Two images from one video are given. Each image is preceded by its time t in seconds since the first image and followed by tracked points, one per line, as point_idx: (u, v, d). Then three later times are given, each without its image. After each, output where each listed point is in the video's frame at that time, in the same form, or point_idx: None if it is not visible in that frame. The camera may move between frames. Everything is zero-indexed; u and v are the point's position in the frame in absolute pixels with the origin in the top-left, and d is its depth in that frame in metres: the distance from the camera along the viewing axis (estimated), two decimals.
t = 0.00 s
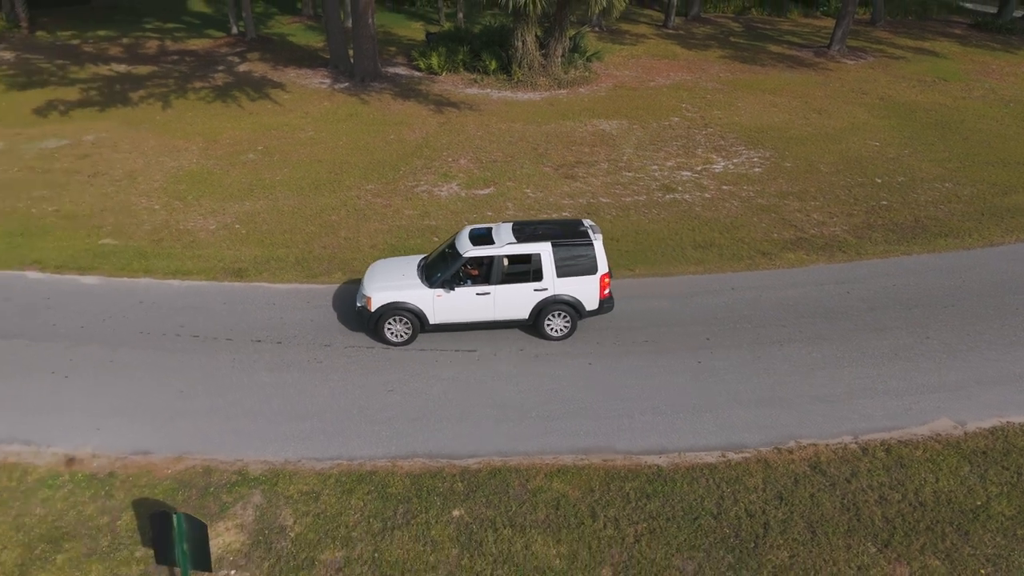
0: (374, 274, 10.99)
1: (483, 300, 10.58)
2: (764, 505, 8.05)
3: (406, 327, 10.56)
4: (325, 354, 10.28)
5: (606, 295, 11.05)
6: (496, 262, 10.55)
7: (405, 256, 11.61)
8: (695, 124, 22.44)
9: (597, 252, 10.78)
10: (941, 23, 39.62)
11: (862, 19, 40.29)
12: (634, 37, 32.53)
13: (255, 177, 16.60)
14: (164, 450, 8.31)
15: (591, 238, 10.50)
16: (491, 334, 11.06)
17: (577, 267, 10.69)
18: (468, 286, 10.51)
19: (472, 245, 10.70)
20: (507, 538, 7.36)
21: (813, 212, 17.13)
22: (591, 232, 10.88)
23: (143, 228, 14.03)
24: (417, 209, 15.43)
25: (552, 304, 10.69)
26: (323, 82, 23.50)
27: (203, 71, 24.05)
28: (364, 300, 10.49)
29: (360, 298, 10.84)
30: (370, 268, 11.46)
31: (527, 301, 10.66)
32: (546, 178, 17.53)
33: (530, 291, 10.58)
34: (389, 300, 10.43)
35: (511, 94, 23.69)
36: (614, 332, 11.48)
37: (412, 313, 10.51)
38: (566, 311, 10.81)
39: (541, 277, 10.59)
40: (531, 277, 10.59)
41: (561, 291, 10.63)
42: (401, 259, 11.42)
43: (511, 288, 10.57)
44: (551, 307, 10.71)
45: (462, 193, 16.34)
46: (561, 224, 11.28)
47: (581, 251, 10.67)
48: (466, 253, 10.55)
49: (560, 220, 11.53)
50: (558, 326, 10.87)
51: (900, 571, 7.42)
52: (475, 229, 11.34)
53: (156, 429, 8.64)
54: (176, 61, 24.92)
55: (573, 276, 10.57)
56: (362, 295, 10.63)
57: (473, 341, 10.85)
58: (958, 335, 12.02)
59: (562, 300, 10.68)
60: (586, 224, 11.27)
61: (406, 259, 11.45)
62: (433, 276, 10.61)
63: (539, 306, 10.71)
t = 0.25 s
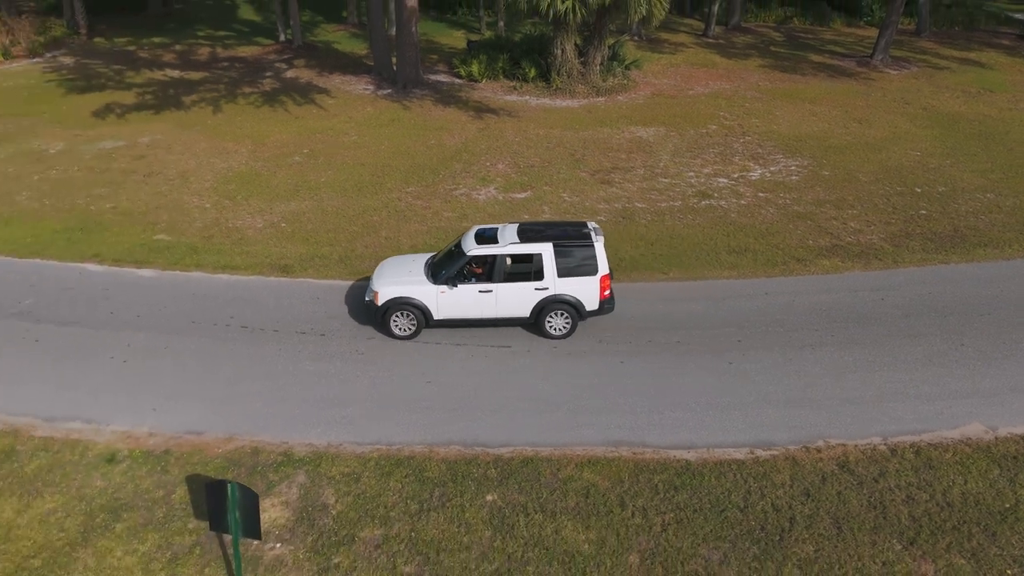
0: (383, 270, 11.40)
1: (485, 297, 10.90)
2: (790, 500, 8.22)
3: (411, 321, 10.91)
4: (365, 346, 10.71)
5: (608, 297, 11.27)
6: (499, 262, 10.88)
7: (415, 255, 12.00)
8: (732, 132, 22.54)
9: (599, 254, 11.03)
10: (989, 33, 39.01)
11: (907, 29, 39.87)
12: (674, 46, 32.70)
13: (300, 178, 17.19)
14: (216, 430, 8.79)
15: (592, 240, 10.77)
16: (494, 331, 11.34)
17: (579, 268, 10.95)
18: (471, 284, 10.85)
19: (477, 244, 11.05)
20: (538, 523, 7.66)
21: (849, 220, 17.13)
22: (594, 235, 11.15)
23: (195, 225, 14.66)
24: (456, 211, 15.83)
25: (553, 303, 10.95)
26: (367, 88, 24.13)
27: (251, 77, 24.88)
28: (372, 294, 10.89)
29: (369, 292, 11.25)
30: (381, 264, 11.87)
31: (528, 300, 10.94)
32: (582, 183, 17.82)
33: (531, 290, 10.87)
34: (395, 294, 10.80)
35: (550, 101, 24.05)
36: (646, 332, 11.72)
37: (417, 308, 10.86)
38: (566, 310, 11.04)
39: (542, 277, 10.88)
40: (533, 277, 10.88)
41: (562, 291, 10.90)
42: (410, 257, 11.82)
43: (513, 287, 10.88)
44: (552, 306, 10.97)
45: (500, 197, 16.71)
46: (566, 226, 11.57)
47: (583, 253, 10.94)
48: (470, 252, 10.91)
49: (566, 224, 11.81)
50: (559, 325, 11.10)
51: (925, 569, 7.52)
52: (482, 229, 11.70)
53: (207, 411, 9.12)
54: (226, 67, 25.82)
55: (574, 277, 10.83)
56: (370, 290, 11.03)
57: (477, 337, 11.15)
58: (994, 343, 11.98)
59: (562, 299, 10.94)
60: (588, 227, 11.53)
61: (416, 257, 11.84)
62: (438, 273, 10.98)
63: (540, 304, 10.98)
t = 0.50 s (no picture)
0: (390, 271, 11.80)
1: (485, 299, 11.22)
2: (812, 500, 8.39)
3: (414, 321, 11.28)
4: (398, 345, 11.10)
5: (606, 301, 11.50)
6: (499, 264, 11.20)
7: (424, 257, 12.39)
8: (765, 144, 22.65)
9: (596, 259, 11.27)
10: None
11: (946, 44, 39.53)
12: (708, 59, 32.89)
13: (340, 185, 17.72)
14: (259, 420, 9.23)
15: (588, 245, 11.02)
16: (495, 332, 11.65)
17: (577, 273, 11.20)
18: (472, 285, 11.18)
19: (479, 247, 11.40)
20: (565, 514, 7.93)
21: (882, 233, 17.15)
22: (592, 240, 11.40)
23: (239, 228, 15.24)
24: (490, 218, 16.21)
25: (551, 306, 11.22)
26: (404, 100, 24.73)
27: (294, 88, 25.65)
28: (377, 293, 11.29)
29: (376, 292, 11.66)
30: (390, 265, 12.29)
31: (526, 302, 11.23)
32: (614, 193, 18.10)
33: (529, 292, 11.16)
34: (399, 294, 11.19)
35: (583, 112, 24.41)
36: (673, 337, 11.95)
37: (419, 307, 11.23)
38: (564, 313, 11.29)
39: (540, 280, 11.16)
40: (532, 280, 11.17)
41: (559, 294, 11.16)
42: (418, 259, 12.21)
43: (513, 289, 11.18)
44: (550, 309, 11.23)
45: (533, 205, 17.06)
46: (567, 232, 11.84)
47: (581, 257, 11.20)
48: (472, 255, 11.25)
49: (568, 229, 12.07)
50: (556, 328, 11.35)
51: (946, 570, 7.62)
52: (486, 233, 12.03)
53: (252, 402, 9.58)
54: (270, 79, 26.65)
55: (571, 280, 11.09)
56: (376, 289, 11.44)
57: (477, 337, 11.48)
58: None
59: (560, 303, 11.20)
60: (589, 233, 11.79)
61: (424, 259, 12.22)
62: (441, 274, 11.34)
63: (538, 307, 11.25)
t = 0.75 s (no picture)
0: (396, 273, 12.23)
1: (485, 302, 11.60)
2: (833, 502, 8.56)
3: (417, 321, 11.68)
4: (429, 347, 11.49)
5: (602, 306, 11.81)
6: (499, 269, 11.58)
7: (429, 261, 12.81)
8: (795, 159, 22.76)
9: (593, 266, 11.60)
10: None
11: (983, 61, 39.18)
12: (740, 75, 33.07)
13: (375, 195, 18.22)
14: (298, 414, 9.65)
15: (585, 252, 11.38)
16: (495, 335, 12.02)
17: (574, 278, 11.54)
18: (473, 288, 11.57)
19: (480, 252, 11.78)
20: (590, 509, 8.21)
21: (911, 247, 17.18)
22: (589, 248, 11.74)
23: (279, 235, 15.80)
24: (520, 228, 16.58)
25: (548, 310, 11.56)
26: (438, 113, 25.29)
27: (331, 102, 26.39)
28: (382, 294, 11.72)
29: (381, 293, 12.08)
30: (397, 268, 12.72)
31: (525, 306, 11.59)
32: (643, 205, 18.36)
33: (527, 297, 11.52)
34: (402, 295, 11.61)
35: (613, 126, 24.77)
36: (698, 344, 12.18)
37: (421, 309, 11.64)
38: (561, 317, 11.62)
39: (538, 285, 11.51)
40: (530, 285, 11.53)
41: (557, 298, 11.50)
42: (423, 263, 12.63)
43: (512, 293, 11.54)
44: (547, 313, 11.57)
45: (562, 216, 17.41)
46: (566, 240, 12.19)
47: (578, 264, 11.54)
48: (473, 259, 11.64)
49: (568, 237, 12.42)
50: (553, 332, 11.67)
51: (966, 572, 7.74)
52: (488, 239, 12.43)
53: (291, 397, 10.02)
54: (308, 92, 27.44)
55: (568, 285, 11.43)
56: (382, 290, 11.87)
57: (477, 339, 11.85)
58: None
59: (557, 307, 11.54)
60: (587, 241, 12.13)
61: (428, 263, 12.64)
62: (444, 277, 11.74)
63: (536, 311, 11.60)
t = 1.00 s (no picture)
0: (402, 274, 12.68)
1: (484, 303, 11.98)
2: (852, 501, 8.74)
3: (419, 320, 12.11)
4: (458, 348, 11.87)
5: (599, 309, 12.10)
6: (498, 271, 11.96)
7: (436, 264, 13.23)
8: (824, 171, 22.85)
9: (589, 270, 11.91)
10: None
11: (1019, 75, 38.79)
12: (770, 89, 33.19)
13: (408, 203, 18.71)
14: (334, 408, 10.07)
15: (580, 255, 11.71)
16: (495, 335, 12.37)
17: (571, 281, 11.86)
18: (472, 289, 11.97)
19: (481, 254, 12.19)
20: (613, 502, 8.49)
21: (939, 259, 17.21)
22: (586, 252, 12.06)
23: (314, 240, 16.34)
24: (548, 236, 16.93)
25: (544, 312, 11.90)
26: (469, 125, 25.82)
27: (365, 113, 27.07)
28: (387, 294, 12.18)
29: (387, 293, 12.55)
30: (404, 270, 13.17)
31: (522, 307, 11.94)
32: (670, 215, 18.62)
33: (524, 298, 11.88)
34: (405, 295, 12.06)
35: (642, 138, 25.09)
36: (722, 350, 12.41)
37: (422, 308, 12.07)
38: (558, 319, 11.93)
39: (535, 287, 11.86)
40: (528, 287, 11.89)
41: (553, 300, 11.83)
42: (429, 265, 13.06)
43: (510, 295, 11.90)
44: (545, 314, 11.90)
45: (590, 225, 17.74)
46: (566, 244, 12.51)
47: (575, 267, 11.87)
48: (473, 261, 12.04)
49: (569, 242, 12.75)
50: (550, 333, 11.99)
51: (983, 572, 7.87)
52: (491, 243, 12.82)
53: (326, 393, 10.45)
54: (343, 104, 28.16)
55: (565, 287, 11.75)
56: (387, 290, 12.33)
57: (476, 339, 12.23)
58: None
59: (553, 308, 11.87)
60: (586, 246, 12.45)
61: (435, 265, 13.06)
62: (446, 278, 12.16)
63: (532, 312, 11.94)
